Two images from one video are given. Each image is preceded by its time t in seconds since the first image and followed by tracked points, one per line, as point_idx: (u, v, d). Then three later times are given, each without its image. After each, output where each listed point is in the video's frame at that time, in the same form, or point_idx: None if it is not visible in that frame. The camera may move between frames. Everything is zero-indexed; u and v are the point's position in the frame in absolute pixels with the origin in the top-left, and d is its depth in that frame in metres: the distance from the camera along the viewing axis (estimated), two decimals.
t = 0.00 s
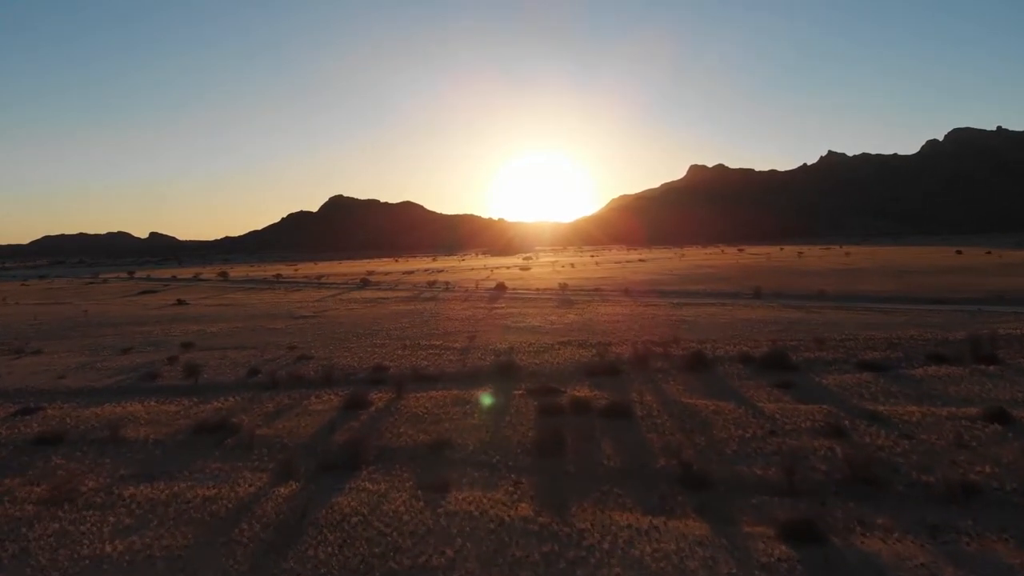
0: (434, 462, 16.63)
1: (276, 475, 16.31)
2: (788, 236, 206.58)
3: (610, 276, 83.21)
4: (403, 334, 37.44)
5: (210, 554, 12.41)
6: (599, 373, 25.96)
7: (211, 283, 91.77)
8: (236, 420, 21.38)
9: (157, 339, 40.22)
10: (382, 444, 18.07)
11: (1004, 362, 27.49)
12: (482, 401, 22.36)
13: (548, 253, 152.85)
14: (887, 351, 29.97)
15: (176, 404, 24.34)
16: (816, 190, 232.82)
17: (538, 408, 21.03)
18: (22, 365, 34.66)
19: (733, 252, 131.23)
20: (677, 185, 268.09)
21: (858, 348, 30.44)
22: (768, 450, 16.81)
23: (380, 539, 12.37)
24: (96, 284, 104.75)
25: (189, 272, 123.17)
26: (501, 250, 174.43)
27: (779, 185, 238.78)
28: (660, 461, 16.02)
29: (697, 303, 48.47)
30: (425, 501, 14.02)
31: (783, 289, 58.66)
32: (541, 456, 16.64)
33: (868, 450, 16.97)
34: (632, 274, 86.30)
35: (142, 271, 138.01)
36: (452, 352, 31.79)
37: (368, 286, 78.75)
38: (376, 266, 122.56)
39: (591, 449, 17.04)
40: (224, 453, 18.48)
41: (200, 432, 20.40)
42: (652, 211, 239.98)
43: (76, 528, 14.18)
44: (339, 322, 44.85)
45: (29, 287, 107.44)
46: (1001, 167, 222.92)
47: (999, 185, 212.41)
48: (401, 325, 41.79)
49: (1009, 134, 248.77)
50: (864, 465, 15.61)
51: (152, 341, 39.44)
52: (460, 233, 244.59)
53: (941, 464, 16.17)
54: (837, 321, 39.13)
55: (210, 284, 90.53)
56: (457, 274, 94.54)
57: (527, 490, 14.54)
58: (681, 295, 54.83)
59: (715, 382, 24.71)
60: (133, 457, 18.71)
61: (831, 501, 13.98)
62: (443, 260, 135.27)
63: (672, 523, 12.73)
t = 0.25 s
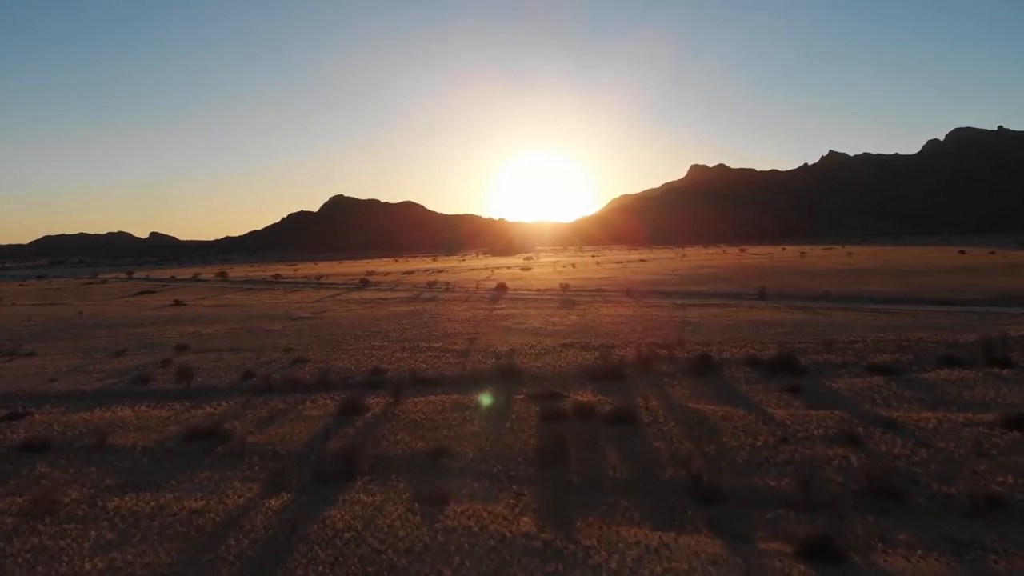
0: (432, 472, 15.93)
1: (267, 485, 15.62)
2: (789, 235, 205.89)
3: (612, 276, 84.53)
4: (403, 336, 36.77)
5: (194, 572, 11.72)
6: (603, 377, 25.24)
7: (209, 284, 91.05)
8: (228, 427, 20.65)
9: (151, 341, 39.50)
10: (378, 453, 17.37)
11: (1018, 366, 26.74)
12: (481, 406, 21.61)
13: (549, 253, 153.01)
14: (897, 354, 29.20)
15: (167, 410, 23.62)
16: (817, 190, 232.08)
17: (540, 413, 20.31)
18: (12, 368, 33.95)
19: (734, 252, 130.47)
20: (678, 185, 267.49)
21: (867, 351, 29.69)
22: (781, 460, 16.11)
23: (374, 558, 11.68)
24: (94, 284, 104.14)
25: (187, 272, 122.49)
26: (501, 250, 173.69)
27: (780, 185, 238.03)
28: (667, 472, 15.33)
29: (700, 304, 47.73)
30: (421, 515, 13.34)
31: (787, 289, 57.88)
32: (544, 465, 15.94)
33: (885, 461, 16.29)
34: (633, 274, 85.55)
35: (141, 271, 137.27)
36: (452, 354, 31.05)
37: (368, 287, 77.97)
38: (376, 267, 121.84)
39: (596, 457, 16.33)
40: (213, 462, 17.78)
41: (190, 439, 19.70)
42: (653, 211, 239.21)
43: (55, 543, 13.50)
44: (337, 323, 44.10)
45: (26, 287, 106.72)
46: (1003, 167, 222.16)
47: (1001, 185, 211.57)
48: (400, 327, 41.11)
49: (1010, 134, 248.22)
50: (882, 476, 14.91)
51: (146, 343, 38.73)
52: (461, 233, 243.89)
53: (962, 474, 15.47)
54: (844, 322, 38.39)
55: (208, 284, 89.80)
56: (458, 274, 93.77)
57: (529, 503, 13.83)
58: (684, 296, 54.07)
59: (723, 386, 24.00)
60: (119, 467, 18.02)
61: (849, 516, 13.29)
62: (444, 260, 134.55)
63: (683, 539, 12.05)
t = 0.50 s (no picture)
0: (430, 482, 15.29)
1: (258, 496, 14.99)
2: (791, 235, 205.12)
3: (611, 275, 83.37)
4: (401, 338, 36.07)
5: None
6: (607, 381, 24.55)
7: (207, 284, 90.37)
8: (219, 433, 20.00)
9: (145, 343, 38.82)
10: (375, 461, 16.75)
11: None
12: (481, 411, 20.92)
13: (550, 253, 152.75)
14: (907, 357, 28.55)
15: (158, 415, 22.96)
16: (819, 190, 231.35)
17: (542, 419, 19.63)
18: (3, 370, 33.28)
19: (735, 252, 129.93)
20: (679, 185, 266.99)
21: (876, 354, 29.04)
22: (794, 470, 15.49)
23: None
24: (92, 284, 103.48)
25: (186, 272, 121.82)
26: (502, 250, 172.93)
27: (782, 184, 237.27)
28: (676, 482, 14.70)
29: (704, 305, 47.04)
30: (419, 531, 12.71)
31: (792, 290, 57.22)
32: (546, 474, 15.30)
33: (902, 471, 15.64)
34: (635, 274, 84.94)
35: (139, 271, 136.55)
36: (451, 357, 30.36)
37: (367, 287, 77.25)
38: (376, 267, 121.13)
39: (600, 466, 15.70)
40: (202, 471, 17.12)
41: (180, 446, 19.05)
42: (654, 211, 238.47)
43: (34, 560, 12.86)
44: (335, 325, 43.44)
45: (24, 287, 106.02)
46: (1004, 167, 221.59)
47: (1004, 184, 210.74)
48: (399, 328, 40.42)
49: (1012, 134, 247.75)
50: (901, 488, 14.28)
51: (141, 346, 38.05)
52: (461, 233, 243.19)
53: (983, 485, 14.85)
54: (851, 324, 37.68)
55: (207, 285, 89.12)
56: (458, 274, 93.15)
57: (531, 517, 13.18)
58: (687, 297, 53.46)
59: (730, 390, 23.31)
60: (106, 476, 17.37)
61: (868, 531, 12.67)
62: (444, 260, 133.83)
63: (695, 557, 11.43)
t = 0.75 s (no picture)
0: (427, 496, 14.50)
1: (246, 511, 14.22)
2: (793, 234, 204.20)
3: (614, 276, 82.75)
4: (400, 341, 35.21)
5: None
6: (611, 386, 23.72)
7: (205, 285, 89.53)
8: (209, 442, 19.21)
9: (138, 346, 37.99)
10: (369, 472, 15.96)
11: None
12: (481, 418, 20.10)
13: (550, 254, 151.96)
14: (920, 361, 27.73)
15: (146, 422, 22.15)
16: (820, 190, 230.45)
17: (544, 427, 18.81)
18: None
19: (737, 252, 129.11)
20: (680, 185, 266.19)
21: (888, 357, 28.23)
22: (810, 485, 14.74)
23: None
24: (89, 285, 102.69)
25: (184, 272, 121.12)
26: (503, 250, 172.09)
27: (783, 184, 236.33)
28: (687, 498, 13.91)
29: (708, 306, 46.16)
30: (414, 552, 11.93)
31: (797, 290, 56.36)
32: (550, 488, 14.51)
33: (925, 486, 14.83)
34: (636, 275, 84.16)
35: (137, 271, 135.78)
36: (451, 360, 29.51)
37: (366, 287, 76.41)
38: (376, 267, 120.29)
39: (607, 479, 14.92)
40: (188, 483, 16.31)
41: (166, 455, 18.27)
42: (655, 211, 237.55)
43: None
44: (332, 326, 42.62)
45: (21, 288, 105.25)
46: (1007, 166, 220.71)
47: (1006, 184, 209.71)
48: (397, 330, 39.58)
49: (1013, 134, 247.19)
50: (927, 505, 13.52)
51: (134, 348, 37.24)
52: (462, 233, 242.34)
53: (1012, 500, 14.08)
54: (860, 326, 36.79)
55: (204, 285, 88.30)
56: (458, 274, 92.38)
57: (534, 536, 12.39)
58: (690, 297, 52.64)
59: (739, 397, 22.48)
60: (88, 489, 16.59)
61: (894, 553, 11.91)
62: (445, 261, 132.95)
63: None
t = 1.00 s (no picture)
0: (424, 509, 13.83)
1: (233, 525, 13.55)
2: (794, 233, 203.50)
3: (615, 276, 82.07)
4: (398, 342, 34.52)
5: None
6: (615, 390, 23.02)
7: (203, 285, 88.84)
8: (199, 449, 18.53)
9: (132, 348, 37.33)
10: (364, 482, 15.30)
11: None
12: (480, 425, 19.40)
13: (551, 254, 151.34)
14: (931, 364, 27.03)
15: (136, 428, 21.47)
16: (822, 190, 229.72)
17: (546, 434, 18.12)
18: None
19: (739, 252, 128.32)
20: (681, 185, 265.49)
21: (898, 360, 27.53)
22: (826, 497, 14.07)
23: None
24: (88, 285, 102.05)
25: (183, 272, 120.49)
26: (503, 250, 171.50)
27: (784, 184, 235.62)
28: (698, 511, 13.25)
29: (712, 307, 45.42)
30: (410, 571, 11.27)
31: (801, 291, 55.65)
32: (553, 501, 13.84)
33: (946, 497, 14.15)
34: (638, 275, 83.42)
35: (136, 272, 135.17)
36: (450, 363, 28.82)
37: (365, 288, 75.74)
38: (376, 267, 119.64)
39: (612, 491, 14.25)
40: (175, 493, 15.62)
41: (154, 464, 17.60)
42: (656, 211, 236.86)
43: None
44: (330, 328, 41.92)
45: (18, 288, 104.61)
46: (1008, 166, 219.93)
47: (1008, 183, 208.88)
48: (396, 332, 38.88)
49: (1015, 134, 246.46)
50: (950, 519, 12.85)
51: (127, 350, 36.56)
52: (462, 233, 241.66)
53: None
54: (867, 328, 36.08)
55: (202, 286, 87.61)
56: (458, 275, 91.69)
57: (537, 553, 11.71)
58: (693, 298, 51.96)
59: (747, 402, 21.78)
60: (71, 499, 15.92)
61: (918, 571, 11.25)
62: (445, 261, 132.27)
63: None
